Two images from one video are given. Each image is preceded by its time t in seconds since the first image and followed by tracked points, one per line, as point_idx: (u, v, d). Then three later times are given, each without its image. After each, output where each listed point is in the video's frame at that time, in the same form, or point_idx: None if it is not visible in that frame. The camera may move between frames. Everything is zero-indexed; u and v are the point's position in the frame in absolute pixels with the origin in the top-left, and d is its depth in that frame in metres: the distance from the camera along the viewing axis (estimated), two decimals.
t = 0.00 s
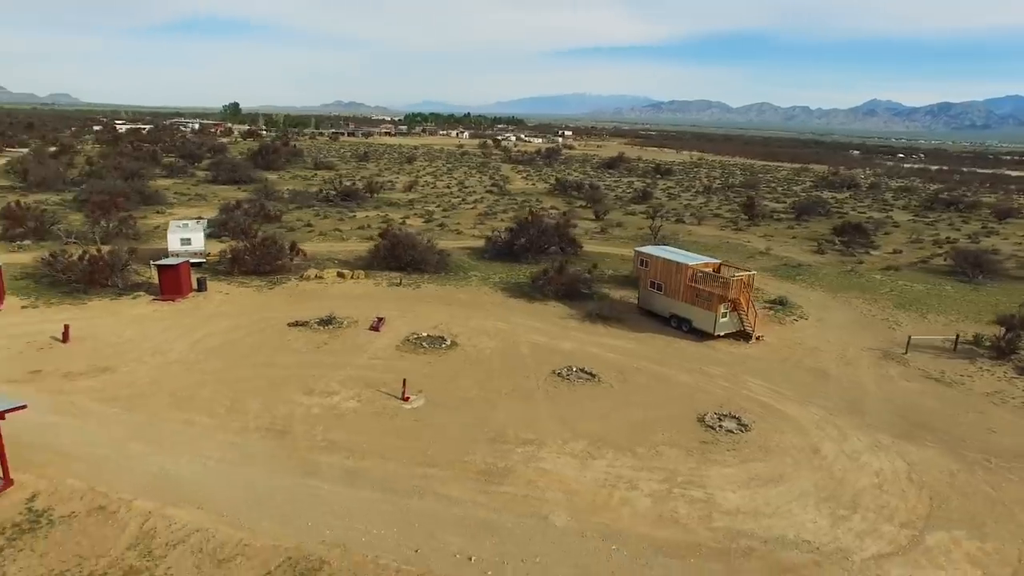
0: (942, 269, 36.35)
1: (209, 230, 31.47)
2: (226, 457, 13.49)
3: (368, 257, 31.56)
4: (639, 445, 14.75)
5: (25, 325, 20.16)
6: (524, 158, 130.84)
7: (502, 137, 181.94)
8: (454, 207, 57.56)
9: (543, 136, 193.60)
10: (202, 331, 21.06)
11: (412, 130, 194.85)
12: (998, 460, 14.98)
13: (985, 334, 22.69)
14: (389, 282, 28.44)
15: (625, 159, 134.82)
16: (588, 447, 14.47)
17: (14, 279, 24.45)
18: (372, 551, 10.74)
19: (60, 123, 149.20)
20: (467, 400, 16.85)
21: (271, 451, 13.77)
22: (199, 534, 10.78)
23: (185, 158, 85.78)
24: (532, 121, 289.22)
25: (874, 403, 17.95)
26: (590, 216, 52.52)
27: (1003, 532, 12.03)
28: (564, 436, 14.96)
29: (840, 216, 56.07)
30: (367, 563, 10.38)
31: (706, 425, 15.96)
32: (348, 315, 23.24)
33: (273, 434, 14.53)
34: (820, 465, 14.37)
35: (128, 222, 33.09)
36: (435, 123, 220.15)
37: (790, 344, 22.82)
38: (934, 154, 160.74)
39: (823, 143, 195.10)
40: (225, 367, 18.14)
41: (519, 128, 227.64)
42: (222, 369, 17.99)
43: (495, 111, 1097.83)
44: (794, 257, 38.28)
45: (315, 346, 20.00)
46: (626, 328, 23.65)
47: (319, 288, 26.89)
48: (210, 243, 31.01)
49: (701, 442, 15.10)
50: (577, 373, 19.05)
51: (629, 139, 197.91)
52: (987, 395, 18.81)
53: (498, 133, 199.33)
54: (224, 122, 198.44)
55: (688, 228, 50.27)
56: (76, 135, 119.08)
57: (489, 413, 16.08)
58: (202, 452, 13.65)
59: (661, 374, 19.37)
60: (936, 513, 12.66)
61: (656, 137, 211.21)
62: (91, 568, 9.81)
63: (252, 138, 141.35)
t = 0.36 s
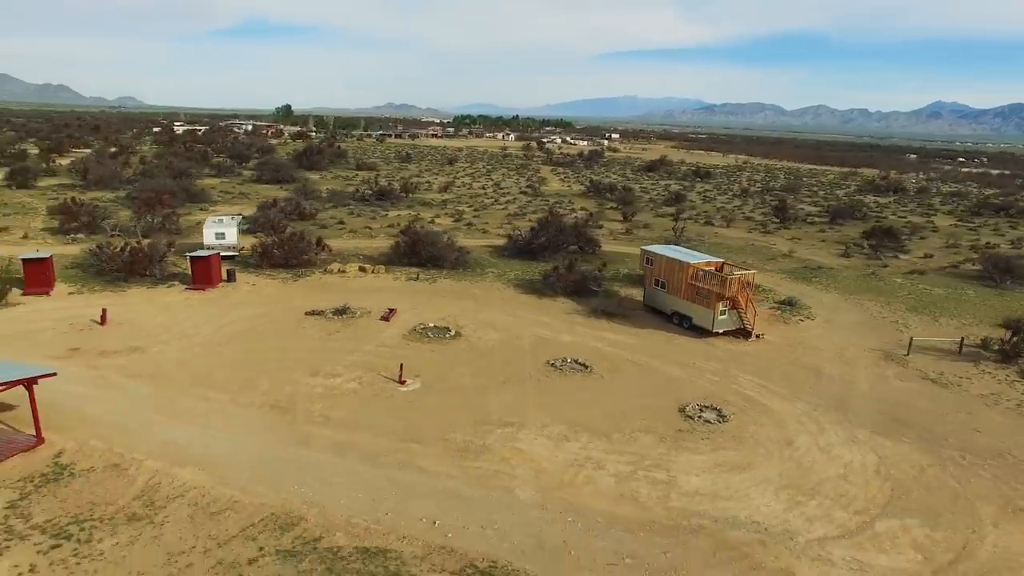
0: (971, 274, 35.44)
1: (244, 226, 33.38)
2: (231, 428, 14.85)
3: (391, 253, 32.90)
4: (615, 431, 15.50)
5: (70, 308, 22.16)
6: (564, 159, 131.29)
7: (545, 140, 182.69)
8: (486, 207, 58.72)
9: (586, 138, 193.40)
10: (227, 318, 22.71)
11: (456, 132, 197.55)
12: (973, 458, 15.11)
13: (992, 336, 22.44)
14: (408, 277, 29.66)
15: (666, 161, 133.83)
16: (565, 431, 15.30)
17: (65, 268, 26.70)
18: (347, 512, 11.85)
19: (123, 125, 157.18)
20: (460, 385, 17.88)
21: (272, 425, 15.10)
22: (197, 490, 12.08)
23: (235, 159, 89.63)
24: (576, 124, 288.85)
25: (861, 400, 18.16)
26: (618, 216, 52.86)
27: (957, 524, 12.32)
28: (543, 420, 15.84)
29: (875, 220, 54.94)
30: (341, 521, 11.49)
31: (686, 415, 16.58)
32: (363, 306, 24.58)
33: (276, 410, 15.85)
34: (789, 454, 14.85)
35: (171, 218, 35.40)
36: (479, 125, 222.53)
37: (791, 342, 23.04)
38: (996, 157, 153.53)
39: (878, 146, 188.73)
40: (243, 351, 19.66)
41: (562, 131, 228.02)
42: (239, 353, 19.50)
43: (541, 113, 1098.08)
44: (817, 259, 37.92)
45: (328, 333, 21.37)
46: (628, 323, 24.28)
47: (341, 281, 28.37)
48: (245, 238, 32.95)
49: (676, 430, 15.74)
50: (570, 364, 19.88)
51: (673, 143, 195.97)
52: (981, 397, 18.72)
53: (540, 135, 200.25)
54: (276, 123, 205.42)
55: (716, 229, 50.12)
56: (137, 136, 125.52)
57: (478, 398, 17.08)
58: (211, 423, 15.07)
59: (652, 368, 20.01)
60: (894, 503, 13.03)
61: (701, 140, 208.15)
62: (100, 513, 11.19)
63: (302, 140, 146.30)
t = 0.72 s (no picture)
0: (997, 279, 34.65)
1: (273, 222, 35.11)
2: (239, 406, 16.12)
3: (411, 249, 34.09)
4: (597, 417, 16.22)
5: (107, 296, 23.96)
6: (599, 161, 131.24)
7: (582, 141, 182.56)
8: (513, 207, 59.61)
9: (625, 140, 192.57)
10: (249, 307, 24.22)
11: (493, 134, 199.20)
12: (951, 454, 15.30)
13: (996, 338, 22.28)
14: (424, 273, 30.75)
15: (703, 163, 132.36)
16: (549, 416, 16.10)
17: (106, 260, 28.73)
18: (333, 481, 12.92)
19: (175, 127, 163.68)
20: (456, 372, 18.84)
21: (277, 404, 16.33)
22: (200, 457, 13.33)
23: (276, 160, 92.79)
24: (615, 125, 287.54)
25: (850, 397, 18.42)
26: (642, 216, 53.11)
27: (916, 514, 12.67)
28: (530, 406, 16.67)
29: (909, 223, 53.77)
30: (325, 489, 12.56)
31: (670, 405, 17.18)
32: (377, 298, 25.79)
33: (282, 390, 17.09)
34: (764, 445, 15.34)
35: (207, 214, 37.39)
36: (517, 127, 223.71)
37: (791, 340, 23.28)
38: None
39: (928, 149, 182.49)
40: (260, 337, 21.05)
41: (599, 133, 227.53)
42: (257, 339, 20.89)
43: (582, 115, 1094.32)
44: (837, 261, 37.63)
45: (339, 323, 22.61)
46: (631, 319, 24.87)
47: (360, 275, 29.68)
48: (273, 234, 34.64)
49: (657, 418, 16.38)
50: (566, 355, 20.63)
51: (713, 145, 193.43)
52: (975, 397, 18.73)
53: (578, 136, 200.37)
54: (319, 125, 210.64)
55: (740, 230, 49.94)
56: (186, 138, 130.69)
57: (471, 385, 18.02)
58: (221, 400, 16.38)
59: (647, 361, 20.61)
60: (858, 492, 13.43)
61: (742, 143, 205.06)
62: (113, 473, 12.51)
63: (343, 140, 149.92)
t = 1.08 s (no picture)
0: None
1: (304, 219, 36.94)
2: (250, 384, 17.56)
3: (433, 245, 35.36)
4: (580, 403, 17.06)
5: (145, 284, 25.96)
6: (638, 163, 130.71)
7: (623, 143, 181.95)
8: (543, 207, 60.45)
9: (667, 143, 190.88)
10: (273, 297, 25.87)
11: (535, 136, 200.16)
12: (924, 448, 15.60)
13: (1000, 340, 22.18)
14: (442, 268, 31.93)
15: (744, 166, 130.38)
16: (534, 401, 17.02)
17: (148, 252, 30.94)
18: (324, 451, 14.15)
19: (228, 128, 170.18)
20: (455, 360, 19.93)
21: (284, 383, 17.72)
22: (209, 426, 14.77)
23: (319, 160, 95.92)
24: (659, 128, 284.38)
25: (837, 393, 18.74)
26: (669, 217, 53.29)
27: (872, 501, 13.12)
28: (518, 391, 17.62)
29: (946, 228, 52.43)
30: (315, 456, 13.81)
31: (654, 394, 17.88)
32: (392, 291, 27.11)
33: (291, 371, 18.49)
34: (738, 433, 15.93)
35: (245, 211, 39.58)
36: (558, 129, 224.23)
37: (791, 338, 23.57)
38: None
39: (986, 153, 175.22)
40: (279, 324, 22.59)
41: (642, 135, 225.96)
42: (275, 326, 22.44)
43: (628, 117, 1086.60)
44: (860, 263, 37.28)
45: (353, 312, 23.97)
46: (634, 315, 25.53)
47: (381, 269, 31.10)
48: (304, 230, 36.49)
49: (638, 406, 17.11)
50: (563, 347, 21.48)
51: (758, 148, 190.08)
52: (965, 396, 18.81)
53: (620, 139, 199.77)
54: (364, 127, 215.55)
55: (768, 232, 49.67)
56: (238, 139, 135.82)
57: (467, 371, 19.08)
58: (235, 378, 17.87)
59: (641, 354, 21.30)
60: (820, 478, 13.94)
61: (789, 146, 200.32)
62: (132, 436, 14.05)
63: (387, 142, 153.28)
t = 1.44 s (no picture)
0: None
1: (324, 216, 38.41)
2: (256, 367, 18.81)
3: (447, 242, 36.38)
4: (562, 391, 17.84)
5: (169, 276, 27.63)
6: (667, 165, 130.13)
7: (654, 146, 181.06)
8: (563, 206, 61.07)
9: (699, 146, 189.18)
10: (287, 289, 27.25)
11: (565, 138, 200.46)
12: (895, 441, 15.97)
13: (993, 339, 22.23)
14: (452, 263, 32.89)
15: (775, 168, 128.72)
16: (519, 387, 17.87)
17: (176, 246, 32.73)
18: (315, 427, 15.24)
19: (265, 130, 174.97)
20: (451, 349, 20.90)
21: (287, 367, 18.93)
22: (213, 403, 16.02)
23: (349, 161, 98.18)
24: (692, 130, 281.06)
25: (819, 387, 19.15)
26: (687, 218, 53.44)
27: (829, 487, 13.64)
28: (506, 379, 18.48)
29: (972, 231, 51.40)
30: (306, 432, 14.92)
31: (636, 384, 18.56)
32: (401, 284, 28.23)
33: (295, 357, 19.69)
34: (712, 421, 16.54)
35: (270, 208, 41.31)
36: (589, 131, 224.21)
37: (785, 335, 23.91)
38: None
39: None
40: (289, 314, 23.90)
41: (674, 137, 224.11)
42: (286, 315, 23.73)
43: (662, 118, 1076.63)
44: (873, 265, 37.09)
45: (361, 304, 25.15)
46: (632, 311, 26.17)
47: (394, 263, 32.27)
48: (324, 227, 37.94)
49: (618, 394, 17.82)
50: (557, 339, 22.28)
51: (793, 151, 187.09)
52: (948, 394, 19.01)
53: (652, 141, 198.89)
54: (397, 128, 218.81)
55: (786, 232, 49.48)
56: (274, 140, 139.64)
57: (460, 359, 20.03)
58: (242, 362, 19.14)
59: (632, 347, 21.94)
60: (782, 465, 14.49)
61: (826, 149, 196.50)
62: (143, 410, 15.38)
63: (420, 143, 155.89)
